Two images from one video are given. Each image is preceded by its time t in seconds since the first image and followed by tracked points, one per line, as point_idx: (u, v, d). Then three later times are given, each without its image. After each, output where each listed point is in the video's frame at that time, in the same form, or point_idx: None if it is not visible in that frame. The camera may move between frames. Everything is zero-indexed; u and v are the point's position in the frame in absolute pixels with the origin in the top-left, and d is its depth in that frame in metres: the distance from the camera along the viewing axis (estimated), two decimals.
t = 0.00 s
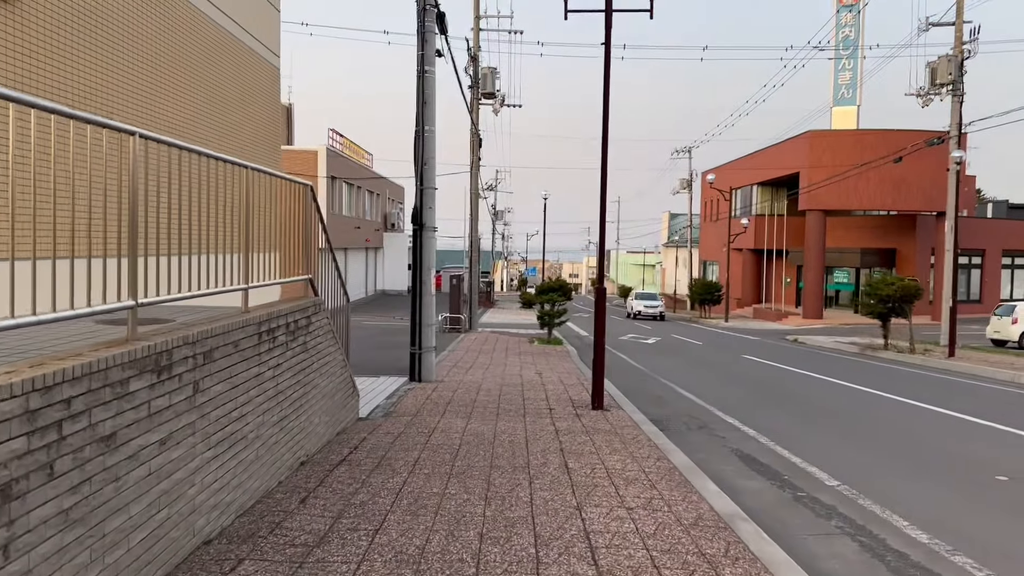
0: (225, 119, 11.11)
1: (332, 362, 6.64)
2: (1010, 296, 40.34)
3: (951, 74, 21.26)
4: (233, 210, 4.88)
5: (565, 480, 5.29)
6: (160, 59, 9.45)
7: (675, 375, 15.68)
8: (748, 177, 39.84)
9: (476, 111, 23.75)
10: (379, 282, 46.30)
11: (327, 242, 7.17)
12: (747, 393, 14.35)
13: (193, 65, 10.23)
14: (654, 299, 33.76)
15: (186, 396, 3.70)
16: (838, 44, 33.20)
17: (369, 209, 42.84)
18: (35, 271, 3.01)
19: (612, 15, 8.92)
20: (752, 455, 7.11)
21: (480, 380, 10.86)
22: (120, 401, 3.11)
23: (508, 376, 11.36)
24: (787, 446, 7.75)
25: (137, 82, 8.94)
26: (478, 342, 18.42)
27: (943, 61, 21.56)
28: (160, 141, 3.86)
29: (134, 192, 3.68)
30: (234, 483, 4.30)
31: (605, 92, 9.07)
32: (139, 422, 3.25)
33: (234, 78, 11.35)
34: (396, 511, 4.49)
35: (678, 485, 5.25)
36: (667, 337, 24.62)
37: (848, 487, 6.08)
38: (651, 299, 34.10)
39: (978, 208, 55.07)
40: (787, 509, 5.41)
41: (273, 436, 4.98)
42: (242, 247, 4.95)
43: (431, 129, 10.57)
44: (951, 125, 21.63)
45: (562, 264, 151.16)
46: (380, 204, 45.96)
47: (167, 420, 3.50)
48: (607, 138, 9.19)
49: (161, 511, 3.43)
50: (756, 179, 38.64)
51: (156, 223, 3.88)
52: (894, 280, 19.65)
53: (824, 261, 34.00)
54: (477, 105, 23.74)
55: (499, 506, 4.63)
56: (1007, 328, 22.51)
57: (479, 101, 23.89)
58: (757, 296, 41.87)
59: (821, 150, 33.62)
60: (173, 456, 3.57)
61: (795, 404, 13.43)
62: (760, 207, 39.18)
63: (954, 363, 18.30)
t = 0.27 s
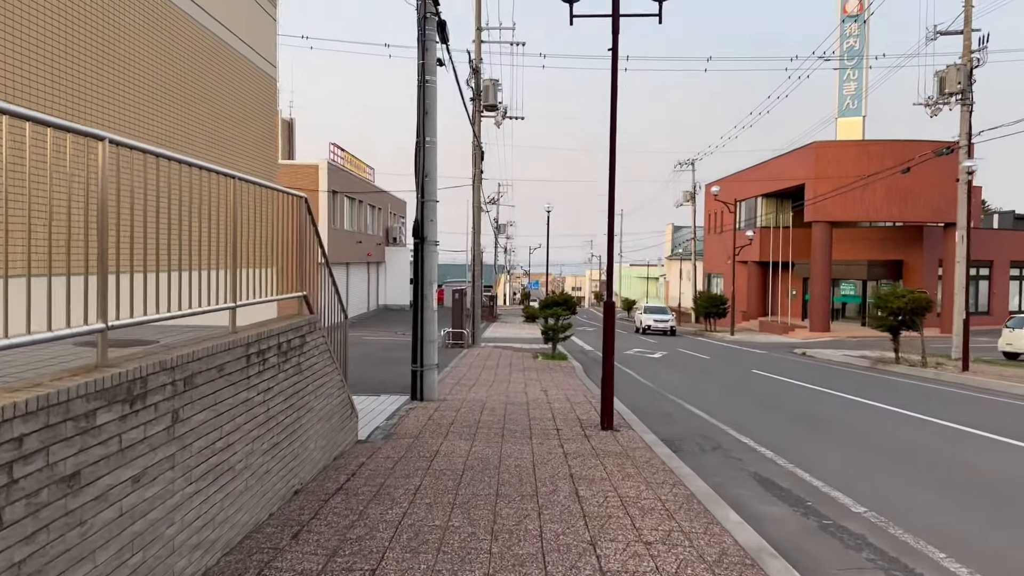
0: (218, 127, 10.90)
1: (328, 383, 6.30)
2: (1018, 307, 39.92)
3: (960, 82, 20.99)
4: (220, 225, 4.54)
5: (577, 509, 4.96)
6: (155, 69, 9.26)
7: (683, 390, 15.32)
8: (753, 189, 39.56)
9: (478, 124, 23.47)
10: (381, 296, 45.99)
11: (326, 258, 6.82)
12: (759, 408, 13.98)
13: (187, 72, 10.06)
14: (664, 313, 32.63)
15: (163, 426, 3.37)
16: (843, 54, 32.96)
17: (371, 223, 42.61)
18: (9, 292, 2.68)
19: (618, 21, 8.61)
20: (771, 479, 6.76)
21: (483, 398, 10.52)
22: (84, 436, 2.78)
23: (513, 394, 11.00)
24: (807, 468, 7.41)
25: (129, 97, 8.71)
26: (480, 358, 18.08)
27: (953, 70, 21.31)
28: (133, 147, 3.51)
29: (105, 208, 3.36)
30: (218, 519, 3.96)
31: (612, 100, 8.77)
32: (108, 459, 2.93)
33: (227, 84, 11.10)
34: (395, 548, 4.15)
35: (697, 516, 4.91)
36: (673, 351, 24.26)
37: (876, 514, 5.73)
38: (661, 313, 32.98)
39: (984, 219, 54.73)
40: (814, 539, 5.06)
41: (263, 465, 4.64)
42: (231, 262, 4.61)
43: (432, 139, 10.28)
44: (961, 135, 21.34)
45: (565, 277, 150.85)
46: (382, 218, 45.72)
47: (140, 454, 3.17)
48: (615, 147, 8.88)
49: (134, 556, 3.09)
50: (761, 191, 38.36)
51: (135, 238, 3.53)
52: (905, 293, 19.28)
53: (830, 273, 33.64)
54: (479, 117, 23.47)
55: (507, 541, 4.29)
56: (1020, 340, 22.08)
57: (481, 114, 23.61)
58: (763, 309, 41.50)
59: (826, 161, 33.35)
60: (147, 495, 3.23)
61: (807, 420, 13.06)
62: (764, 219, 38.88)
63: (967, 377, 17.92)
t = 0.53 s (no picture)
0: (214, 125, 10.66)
1: (317, 395, 5.92)
2: None
3: (966, 84, 20.70)
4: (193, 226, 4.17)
5: (582, 532, 4.59)
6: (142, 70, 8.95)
7: (689, 399, 14.94)
8: (755, 194, 39.25)
9: (477, 129, 23.16)
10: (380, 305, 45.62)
11: (316, 265, 6.46)
12: (767, 417, 13.60)
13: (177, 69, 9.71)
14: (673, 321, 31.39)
15: (119, 446, 3.00)
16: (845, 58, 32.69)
17: (371, 231, 42.29)
18: None
19: (621, 16, 8.27)
20: (787, 495, 6.39)
21: (483, 408, 10.15)
22: (16, 463, 2.42)
23: (513, 404, 10.63)
24: (824, 482, 7.03)
25: (116, 104, 8.44)
26: (481, 366, 17.71)
27: (959, 72, 21.01)
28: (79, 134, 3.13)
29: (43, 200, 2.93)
30: (188, 547, 3.59)
31: (614, 99, 8.42)
32: (48, 487, 2.56)
33: (220, 78, 10.78)
34: None
35: (713, 538, 4.54)
36: (677, 358, 23.87)
37: (904, 533, 5.36)
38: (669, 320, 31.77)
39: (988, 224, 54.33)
40: (840, 563, 4.69)
41: (240, 486, 4.26)
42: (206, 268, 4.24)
43: (429, 141, 9.93)
44: (967, 137, 21.02)
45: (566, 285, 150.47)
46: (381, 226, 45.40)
47: (90, 479, 2.80)
48: (618, 147, 8.52)
49: None
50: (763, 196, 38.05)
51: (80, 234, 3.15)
52: (913, 298, 18.93)
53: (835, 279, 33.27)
54: (478, 123, 23.15)
55: (507, 570, 3.91)
56: None
57: (481, 119, 23.28)
58: (766, 316, 41.10)
59: (829, 166, 33.04)
60: (100, 526, 2.86)
61: (817, 429, 12.68)
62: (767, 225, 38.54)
63: (979, 383, 17.53)
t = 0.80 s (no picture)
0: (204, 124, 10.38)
1: (305, 409, 5.58)
2: None
3: (971, 86, 20.45)
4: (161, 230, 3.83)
5: (586, 560, 4.25)
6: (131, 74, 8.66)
7: (692, 408, 14.62)
8: (756, 199, 38.98)
9: (476, 133, 22.89)
10: (379, 311, 45.30)
11: (304, 274, 6.13)
12: (773, 427, 13.26)
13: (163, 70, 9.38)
14: (681, 328, 30.05)
15: (69, 475, 2.68)
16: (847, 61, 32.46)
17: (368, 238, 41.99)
18: None
19: (623, 13, 7.96)
20: (801, 514, 6.05)
21: (481, 420, 9.80)
22: None
23: (512, 416, 10.28)
24: (840, 498, 6.70)
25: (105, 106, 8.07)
26: (480, 374, 17.38)
27: (964, 74, 20.79)
28: (15, 129, 2.79)
29: None
30: None
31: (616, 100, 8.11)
32: None
33: (211, 74, 10.46)
34: None
35: (727, 565, 4.21)
36: (678, 365, 23.53)
37: (929, 557, 5.02)
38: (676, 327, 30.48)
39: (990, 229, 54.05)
40: None
41: (217, 513, 3.93)
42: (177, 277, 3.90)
43: (425, 145, 9.63)
44: (973, 140, 20.78)
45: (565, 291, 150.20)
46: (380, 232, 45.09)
47: (34, 514, 2.48)
48: (621, 148, 8.21)
49: None
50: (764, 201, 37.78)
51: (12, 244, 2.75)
52: (920, 303, 18.67)
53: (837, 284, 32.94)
54: (477, 127, 22.89)
55: None
56: None
57: (479, 124, 22.99)
58: (768, 322, 40.76)
59: (831, 170, 32.75)
60: (45, 568, 2.52)
61: (824, 439, 12.35)
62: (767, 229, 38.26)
63: (987, 391, 17.20)
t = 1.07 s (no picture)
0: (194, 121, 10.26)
1: (290, 418, 5.22)
2: None
3: (975, 83, 20.13)
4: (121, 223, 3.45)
5: None
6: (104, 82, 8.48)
7: (695, 412, 14.26)
8: (756, 200, 38.68)
9: (473, 134, 22.54)
10: (376, 315, 44.94)
11: (289, 273, 5.75)
12: (780, 431, 12.91)
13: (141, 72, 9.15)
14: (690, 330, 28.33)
15: None
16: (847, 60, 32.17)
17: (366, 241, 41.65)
18: None
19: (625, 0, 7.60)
20: (819, 527, 5.69)
21: (480, 427, 9.44)
22: None
23: (512, 422, 9.90)
24: (858, 508, 6.33)
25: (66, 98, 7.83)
26: (478, 379, 17.01)
27: (967, 71, 20.45)
28: None
29: None
30: None
31: (620, 91, 7.75)
32: None
33: (195, 65, 10.14)
34: None
35: None
36: (680, 368, 23.18)
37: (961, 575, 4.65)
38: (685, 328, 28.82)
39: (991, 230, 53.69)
40: None
41: (188, 535, 3.57)
42: (144, 277, 3.51)
43: (421, 141, 9.27)
44: (977, 139, 20.43)
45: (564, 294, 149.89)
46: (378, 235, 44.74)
47: None
48: (625, 142, 7.84)
49: None
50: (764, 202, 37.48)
51: None
52: (926, 305, 18.32)
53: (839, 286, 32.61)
54: (474, 127, 22.54)
55: None
56: None
57: (476, 124, 22.62)
58: (768, 324, 40.43)
59: (832, 171, 32.43)
60: None
61: (832, 443, 11.99)
62: (767, 231, 37.97)
63: (996, 393, 16.84)
